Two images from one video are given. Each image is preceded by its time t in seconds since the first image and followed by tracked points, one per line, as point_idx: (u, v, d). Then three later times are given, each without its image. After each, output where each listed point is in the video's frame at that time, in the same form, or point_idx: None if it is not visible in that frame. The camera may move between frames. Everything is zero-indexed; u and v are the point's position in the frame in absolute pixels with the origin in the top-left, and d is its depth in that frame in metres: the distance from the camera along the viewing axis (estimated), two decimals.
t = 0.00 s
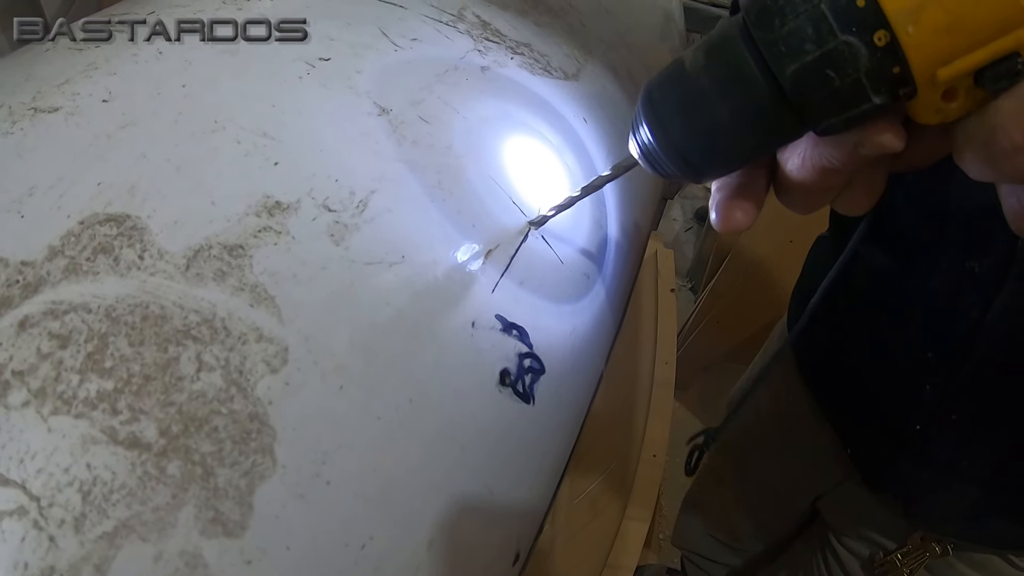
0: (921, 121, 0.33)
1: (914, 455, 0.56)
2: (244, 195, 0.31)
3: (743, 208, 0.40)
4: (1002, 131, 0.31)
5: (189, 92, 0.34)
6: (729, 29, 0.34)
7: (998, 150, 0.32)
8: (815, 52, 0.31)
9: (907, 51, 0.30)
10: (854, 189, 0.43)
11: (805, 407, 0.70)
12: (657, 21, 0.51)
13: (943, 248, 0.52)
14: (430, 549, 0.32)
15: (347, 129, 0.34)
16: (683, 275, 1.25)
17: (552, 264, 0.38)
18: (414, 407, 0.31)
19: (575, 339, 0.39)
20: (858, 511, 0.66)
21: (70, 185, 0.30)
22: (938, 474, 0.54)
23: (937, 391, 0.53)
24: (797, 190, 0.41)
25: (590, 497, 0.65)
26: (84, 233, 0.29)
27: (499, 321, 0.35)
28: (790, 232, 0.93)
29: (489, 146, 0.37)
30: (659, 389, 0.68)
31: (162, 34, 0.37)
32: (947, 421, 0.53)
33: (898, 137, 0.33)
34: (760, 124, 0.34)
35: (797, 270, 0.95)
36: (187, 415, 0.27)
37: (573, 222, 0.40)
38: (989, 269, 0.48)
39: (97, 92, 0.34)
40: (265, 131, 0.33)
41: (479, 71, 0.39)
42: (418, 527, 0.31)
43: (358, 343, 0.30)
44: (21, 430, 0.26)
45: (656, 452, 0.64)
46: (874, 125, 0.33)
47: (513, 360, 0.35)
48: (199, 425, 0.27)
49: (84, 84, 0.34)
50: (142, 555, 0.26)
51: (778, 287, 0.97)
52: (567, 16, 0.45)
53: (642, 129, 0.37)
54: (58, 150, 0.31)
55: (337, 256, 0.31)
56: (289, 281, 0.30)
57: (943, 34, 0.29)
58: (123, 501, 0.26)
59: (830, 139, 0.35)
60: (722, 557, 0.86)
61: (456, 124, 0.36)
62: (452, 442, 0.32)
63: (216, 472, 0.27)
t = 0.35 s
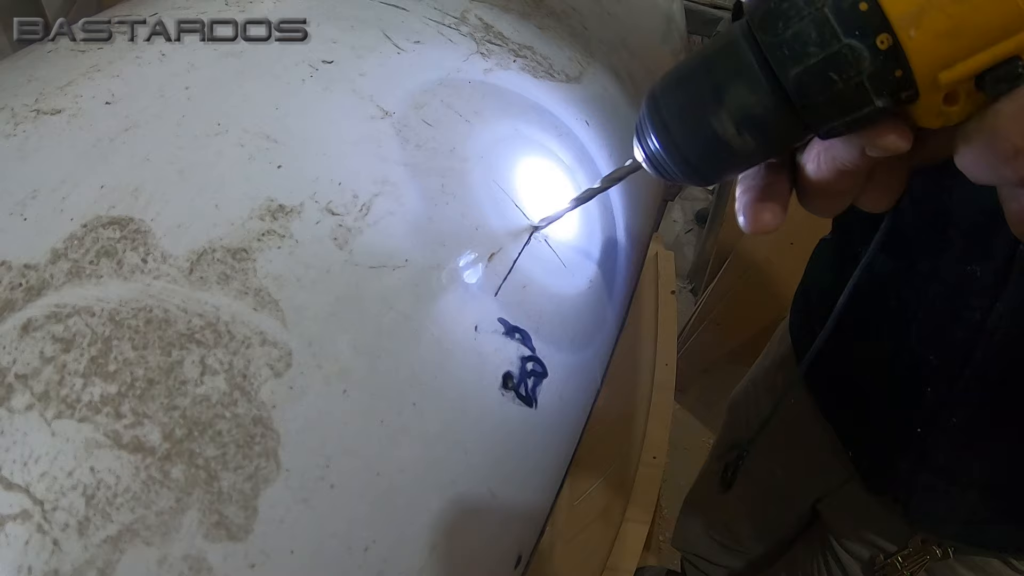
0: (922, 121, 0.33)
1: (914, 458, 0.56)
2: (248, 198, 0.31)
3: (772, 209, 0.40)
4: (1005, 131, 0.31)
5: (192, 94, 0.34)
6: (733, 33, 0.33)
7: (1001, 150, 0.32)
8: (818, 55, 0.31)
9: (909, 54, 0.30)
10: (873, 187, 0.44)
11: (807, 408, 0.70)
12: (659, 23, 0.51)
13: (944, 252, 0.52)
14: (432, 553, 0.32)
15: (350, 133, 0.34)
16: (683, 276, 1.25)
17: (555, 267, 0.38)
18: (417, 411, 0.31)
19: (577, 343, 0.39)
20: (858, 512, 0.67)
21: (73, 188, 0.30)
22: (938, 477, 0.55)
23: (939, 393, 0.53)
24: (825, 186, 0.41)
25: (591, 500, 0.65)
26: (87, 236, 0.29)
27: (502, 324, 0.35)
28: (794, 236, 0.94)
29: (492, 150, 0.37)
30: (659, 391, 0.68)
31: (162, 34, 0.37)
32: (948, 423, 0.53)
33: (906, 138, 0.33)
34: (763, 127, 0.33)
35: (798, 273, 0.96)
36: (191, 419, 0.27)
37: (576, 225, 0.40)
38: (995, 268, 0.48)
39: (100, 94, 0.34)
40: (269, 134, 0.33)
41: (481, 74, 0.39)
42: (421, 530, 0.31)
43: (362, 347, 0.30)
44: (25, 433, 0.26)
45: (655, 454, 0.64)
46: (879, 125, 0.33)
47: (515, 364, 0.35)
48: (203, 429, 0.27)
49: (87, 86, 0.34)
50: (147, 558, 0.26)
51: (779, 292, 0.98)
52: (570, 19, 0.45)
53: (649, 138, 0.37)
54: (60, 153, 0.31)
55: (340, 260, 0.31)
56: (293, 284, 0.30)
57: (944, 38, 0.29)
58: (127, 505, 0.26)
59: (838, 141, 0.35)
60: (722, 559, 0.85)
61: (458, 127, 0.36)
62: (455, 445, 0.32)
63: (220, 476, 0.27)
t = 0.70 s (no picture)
0: (921, 121, 0.33)
1: (914, 459, 0.56)
2: (246, 198, 0.31)
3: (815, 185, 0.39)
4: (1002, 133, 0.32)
5: (190, 94, 0.34)
6: (732, 31, 0.33)
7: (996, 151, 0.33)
8: (816, 52, 0.31)
9: (908, 51, 0.30)
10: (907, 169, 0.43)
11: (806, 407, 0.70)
12: (659, 24, 0.50)
13: (943, 253, 0.52)
14: (431, 554, 0.32)
15: (348, 133, 0.34)
16: (683, 277, 1.25)
17: (555, 268, 0.38)
18: (416, 411, 0.31)
19: (577, 343, 0.39)
20: (859, 514, 0.66)
21: (71, 187, 0.30)
22: (938, 477, 0.54)
23: (939, 393, 0.53)
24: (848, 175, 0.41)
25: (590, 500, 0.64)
26: (85, 236, 0.29)
27: (502, 324, 0.35)
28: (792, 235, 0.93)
29: (491, 150, 0.37)
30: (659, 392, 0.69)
31: (162, 34, 0.37)
32: (949, 423, 0.53)
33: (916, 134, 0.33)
34: (764, 126, 0.33)
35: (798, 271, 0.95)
36: (188, 419, 0.27)
37: (576, 225, 0.40)
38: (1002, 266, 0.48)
39: (98, 93, 0.34)
40: (268, 134, 0.33)
41: (481, 74, 0.39)
42: (420, 530, 0.31)
43: (360, 348, 0.30)
44: (22, 433, 0.26)
45: (656, 455, 0.64)
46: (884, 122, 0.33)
47: (514, 364, 0.35)
48: (200, 430, 0.27)
49: (85, 86, 0.34)
50: (143, 559, 0.26)
51: (782, 290, 0.98)
52: (569, 19, 0.44)
53: (649, 139, 0.37)
54: (58, 153, 0.31)
55: (339, 260, 0.31)
56: (291, 284, 0.30)
57: (943, 35, 0.29)
58: (123, 506, 0.26)
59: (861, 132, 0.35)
60: (723, 559, 0.85)
61: (457, 127, 0.36)
62: (455, 445, 0.32)
63: (217, 477, 0.27)
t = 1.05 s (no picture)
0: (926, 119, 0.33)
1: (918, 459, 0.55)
2: (245, 193, 0.31)
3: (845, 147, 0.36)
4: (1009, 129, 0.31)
5: (189, 90, 0.33)
6: (733, 25, 0.33)
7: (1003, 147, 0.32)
8: (819, 47, 0.30)
9: (912, 47, 0.30)
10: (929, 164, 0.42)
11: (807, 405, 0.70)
12: (659, 21, 0.50)
13: (948, 249, 0.52)
14: (430, 553, 0.31)
15: (348, 128, 0.34)
16: (683, 276, 1.25)
17: (556, 264, 0.38)
18: (416, 408, 0.31)
19: (578, 340, 0.39)
20: (862, 513, 0.66)
21: (69, 182, 0.30)
22: (941, 478, 0.54)
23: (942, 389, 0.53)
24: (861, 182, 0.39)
25: (589, 500, 0.64)
26: (82, 231, 0.29)
27: (503, 321, 0.34)
28: (791, 233, 0.93)
29: (491, 146, 0.36)
30: (659, 392, 0.69)
31: (162, 34, 0.37)
32: (952, 421, 0.52)
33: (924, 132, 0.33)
34: (764, 120, 0.33)
35: (798, 271, 0.94)
36: (186, 416, 0.27)
37: (578, 221, 0.40)
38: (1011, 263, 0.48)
39: (97, 89, 0.34)
40: (267, 129, 0.32)
41: (481, 70, 0.38)
42: (420, 527, 0.31)
43: (359, 344, 0.30)
44: (18, 430, 0.26)
45: (656, 454, 0.64)
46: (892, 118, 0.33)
47: (515, 361, 0.35)
48: (197, 427, 0.27)
49: (83, 82, 0.34)
50: (140, 556, 0.26)
51: (782, 288, 0.97)
52: (570, 16, 0.44)
53: (649, 133, 0.36)
54: (55, 148, 0.31)
55: (338, 256, 0.31)
56: (290, 279, 0.30)
57: (947, 31, 0.29)
58: (120, 503, 0.26)
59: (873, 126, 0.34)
60: (723, 558, 0.86)
61: (457, 123, 0.36)
62: (455, 442, 0.32)
63: (215, 474, 0.27)
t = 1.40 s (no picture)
0: (927, 112, 0.33)
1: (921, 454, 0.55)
2: (245, 189, 0.31)
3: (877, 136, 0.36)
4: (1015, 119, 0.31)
5: (189, 86, 0.33)
6: (737, 18, 0.33)
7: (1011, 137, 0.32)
8: (821, 39, 0.30)
9: (914, 38, 0.30)
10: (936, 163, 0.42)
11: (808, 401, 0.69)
12: (659, 18, 0.50)
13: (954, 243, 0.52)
14: (432, 550, 0.31)
15: (349, 124, 0.33)
16: (684, 276, 1.25)
17: (557, 260, 0.38)
18: (417, 403, 0.31)
19: (579, 336, 0.39)
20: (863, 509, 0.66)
21: (69, 178, 0.30)
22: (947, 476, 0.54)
23: (947, 381, 0.53)
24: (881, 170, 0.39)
25: (591, 497, 0.63)
26: (82, 227, 0.29)
27: (504, 317, 0.34)
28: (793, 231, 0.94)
29: (493, 142, 0.36)
30: (658, 392, 0.70)
31: (162, 34, 0.36)
32: (955, 412, 0.52)
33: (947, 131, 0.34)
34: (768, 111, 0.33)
35: (802, 269, 0.95)
36: (187, 412, 0.27)
37: (579, 216, 0.39)
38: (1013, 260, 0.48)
39: (97, 85, 0.34)
40: (267, 125, 0.32)
41: (482, 66, 0.38)
42: (422, 522, 0.31)
43: (360, 339, 0.30)
44: (17, 426, 0.26)
45: (657, 453, 0.66)
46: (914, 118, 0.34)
47: (517, 357, 0.35)
48: (198, 423, 0.27)
49: (83, 78, 0.34)
50: (140, 553, 0.25)
51: (784, 286, 0.97)
52: (570, 13, 0.44)
53: (649, 124, 0.36)
54: (56, 144, 0.31)
55: (340, 251, 0.31)
56: (290, 275, 0.29)
57: (949, 22, 0.29)
58: (120, 499, 0.26)
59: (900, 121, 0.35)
60: (724, 557, 0.87)
61: (458, 119, 0.36)
62: (456, 439, 0.32)
63: (216, 470, 0.27)
